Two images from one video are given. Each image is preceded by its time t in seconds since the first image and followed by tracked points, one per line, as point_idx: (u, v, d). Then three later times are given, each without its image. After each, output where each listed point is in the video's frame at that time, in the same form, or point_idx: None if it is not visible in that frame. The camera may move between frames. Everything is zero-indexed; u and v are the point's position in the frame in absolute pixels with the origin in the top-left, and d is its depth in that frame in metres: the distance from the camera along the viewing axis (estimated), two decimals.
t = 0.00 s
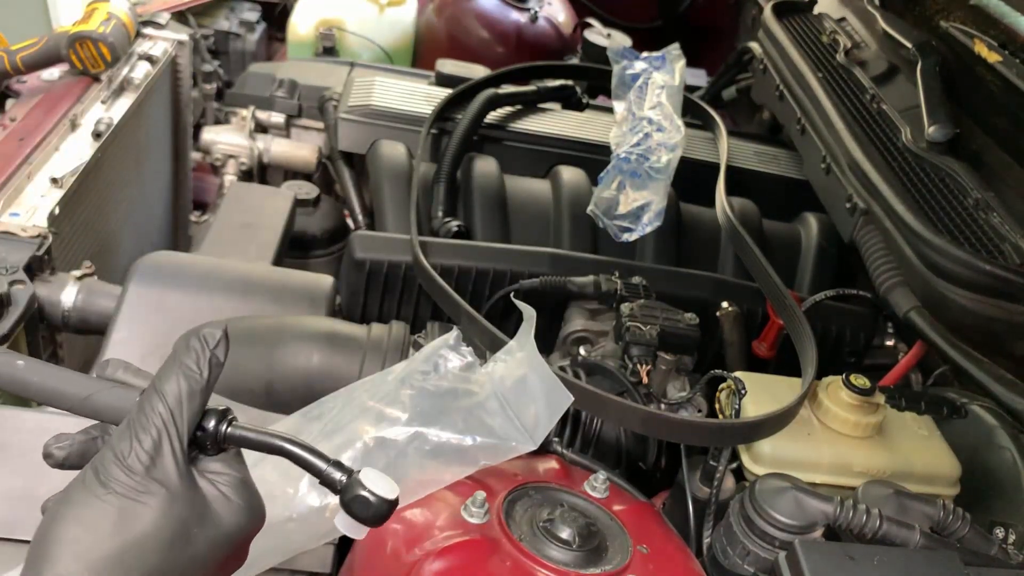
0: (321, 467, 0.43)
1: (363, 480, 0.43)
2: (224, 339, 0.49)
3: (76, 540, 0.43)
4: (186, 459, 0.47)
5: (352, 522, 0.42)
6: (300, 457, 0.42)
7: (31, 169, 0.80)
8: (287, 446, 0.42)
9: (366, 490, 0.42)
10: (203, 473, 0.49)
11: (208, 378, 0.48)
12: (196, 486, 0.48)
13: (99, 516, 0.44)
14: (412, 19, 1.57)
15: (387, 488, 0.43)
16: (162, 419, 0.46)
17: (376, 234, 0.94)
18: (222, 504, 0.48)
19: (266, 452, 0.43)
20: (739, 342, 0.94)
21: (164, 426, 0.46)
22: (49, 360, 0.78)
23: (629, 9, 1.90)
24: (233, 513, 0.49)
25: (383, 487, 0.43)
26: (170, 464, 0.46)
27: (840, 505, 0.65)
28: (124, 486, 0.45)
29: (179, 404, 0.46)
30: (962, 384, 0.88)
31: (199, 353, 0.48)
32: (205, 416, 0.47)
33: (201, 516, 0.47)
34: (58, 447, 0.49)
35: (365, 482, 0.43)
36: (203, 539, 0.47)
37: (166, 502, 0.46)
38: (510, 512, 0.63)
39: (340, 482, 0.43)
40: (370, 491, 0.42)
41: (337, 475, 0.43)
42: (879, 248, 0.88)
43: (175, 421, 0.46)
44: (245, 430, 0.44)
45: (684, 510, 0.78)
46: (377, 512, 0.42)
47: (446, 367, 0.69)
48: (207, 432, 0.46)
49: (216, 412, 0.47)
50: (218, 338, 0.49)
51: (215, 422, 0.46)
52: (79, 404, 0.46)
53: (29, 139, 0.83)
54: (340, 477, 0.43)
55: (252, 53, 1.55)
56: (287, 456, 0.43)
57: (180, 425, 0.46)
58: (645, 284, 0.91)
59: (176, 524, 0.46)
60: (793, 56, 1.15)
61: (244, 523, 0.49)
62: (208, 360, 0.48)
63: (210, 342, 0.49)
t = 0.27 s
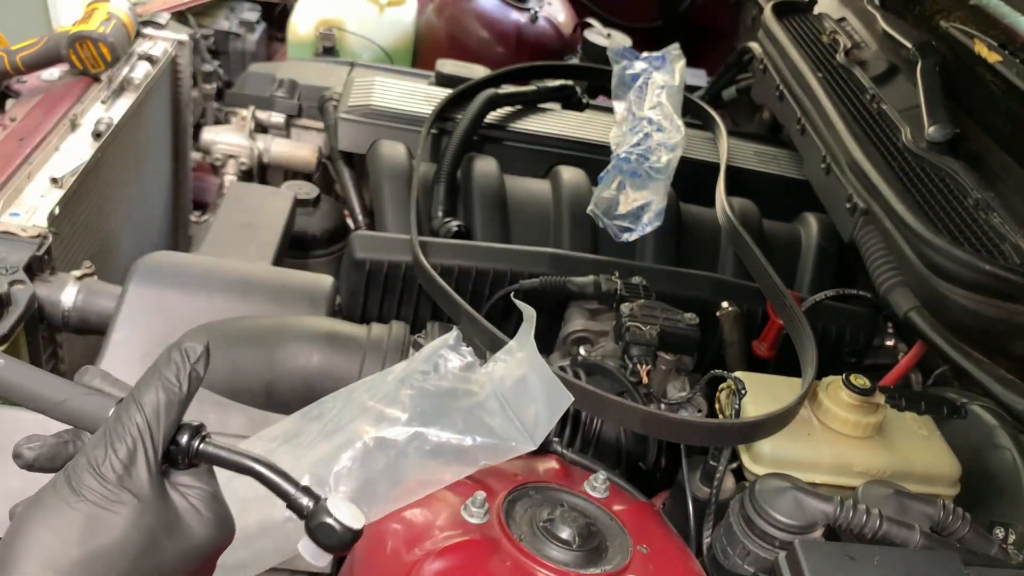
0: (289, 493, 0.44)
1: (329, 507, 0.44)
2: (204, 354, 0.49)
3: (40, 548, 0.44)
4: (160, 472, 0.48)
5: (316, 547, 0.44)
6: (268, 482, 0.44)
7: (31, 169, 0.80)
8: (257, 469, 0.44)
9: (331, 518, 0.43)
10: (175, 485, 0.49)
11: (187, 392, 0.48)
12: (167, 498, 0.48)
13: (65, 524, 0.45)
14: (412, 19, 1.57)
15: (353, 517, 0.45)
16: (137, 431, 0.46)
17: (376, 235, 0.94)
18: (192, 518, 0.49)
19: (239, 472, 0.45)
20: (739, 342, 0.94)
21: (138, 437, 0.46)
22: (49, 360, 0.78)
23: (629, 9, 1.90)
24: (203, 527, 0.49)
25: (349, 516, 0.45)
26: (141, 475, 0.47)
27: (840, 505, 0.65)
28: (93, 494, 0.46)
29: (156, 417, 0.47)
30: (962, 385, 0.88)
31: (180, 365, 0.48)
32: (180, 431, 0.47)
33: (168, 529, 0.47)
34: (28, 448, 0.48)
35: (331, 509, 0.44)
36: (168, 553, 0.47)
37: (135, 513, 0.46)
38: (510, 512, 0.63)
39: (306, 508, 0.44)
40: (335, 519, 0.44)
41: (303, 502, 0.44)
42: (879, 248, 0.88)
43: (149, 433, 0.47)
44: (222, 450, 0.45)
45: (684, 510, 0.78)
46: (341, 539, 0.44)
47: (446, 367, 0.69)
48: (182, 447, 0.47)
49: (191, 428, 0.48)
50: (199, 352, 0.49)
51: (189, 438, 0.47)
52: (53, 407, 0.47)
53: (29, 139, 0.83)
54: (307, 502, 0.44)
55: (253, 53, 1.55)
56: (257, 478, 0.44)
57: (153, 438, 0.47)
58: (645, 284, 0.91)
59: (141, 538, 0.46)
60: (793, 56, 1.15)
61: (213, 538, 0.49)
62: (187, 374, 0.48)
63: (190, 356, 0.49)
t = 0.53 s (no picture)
0: (300, 508, 0.45)
1: (339, 523, 0.44)
2: (220, 371, 0.52)
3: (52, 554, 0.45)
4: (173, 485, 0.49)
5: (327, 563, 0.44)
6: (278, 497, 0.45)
7: (31, 169, 0.80)
8: (267, 484, 0.45)
9: (341, 533, 0.44)
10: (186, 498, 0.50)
11: (202, 407, 0.50)
12: (178, 510, 0.49)
13: (79, 531, 0.46)
14: (412, 19, 1.57)
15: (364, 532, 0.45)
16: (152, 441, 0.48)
17: (376, 234, 0.94)
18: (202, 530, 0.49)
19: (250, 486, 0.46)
20: (739, 342, 0.94)
21: (153, 447, 0.48)
22: (49, 360, 0.78)
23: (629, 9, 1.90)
24: (213, 540, 0.50)
25: (360, 531, 0.45)
26: (155, 485, 0.48)
27: (840, 505, 0.65)
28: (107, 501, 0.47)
29: (172, 428, 0.49)
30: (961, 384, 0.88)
31: (196, 380, 0.51)
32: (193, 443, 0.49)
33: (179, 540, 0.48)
34: (40, 456, 0.49)
35: (341, 524, 0.44)
36: (177, 564, 0.48)
37: (148, 522, 0.47)
38: (510, 512, 0.63)
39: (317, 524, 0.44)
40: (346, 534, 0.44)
41: (314, 517, 0.45)
42: (879, 248, 0.88)
43: (164, 444, 0.48)
44: (232, 462, 0.47)
45: (684, 510, 0.78)
46: (351, 555, 0.44)
47: (446, 367, 0.69)
48: (193, 461, 0.48)
49: (204, 442, 0.49)
50: (215, 369, 0.52)
51: (201, 453, 0.48)
52: (66, 421, 0.49)
53: (29, 139, 0.83)
54: (318, 518, 0.45)
55: (252, 53, 1.55)
56: (268, 493, 0.45)
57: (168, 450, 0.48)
58: (645, 284, 0.91)
59: (153, 547, 0.47)
60: (793, 56, 1.15)
61: (222, 551, 0.50)
62: (203, 390, 0.51)
63: (206, 373, 0.51)
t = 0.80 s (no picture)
0: (290, 504, 0.46)
1: (330, 519, 0.46)
2: (213, 367, 0.53)
3: (50, 547, 0.46)
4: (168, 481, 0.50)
5: (317, 558, 0.46)
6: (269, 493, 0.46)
7: (31, 169, 0.80)
8: (258, 482, 0.46)
9: (331, 530, 0.45)
10: (180, 492, 0.52)
11: (195, 403, 0.52)
12: (173, 505, 0.50)
13: (75, 524, 0.47)
14: (412, 19, 1.57)
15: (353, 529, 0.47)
16: (147, 437, 0.49)
17: (376, 234, 0.94)
18: (197, 526, 0.51)
19: (242, 484, 0.47)
20: (739, 342, 0.94)
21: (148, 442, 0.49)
22: (50, 360, 0.78)
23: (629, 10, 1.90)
24: (206, 534, 0.51)
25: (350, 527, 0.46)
26: (150, 478, 0.49)
27: (840, 505, 0.65)
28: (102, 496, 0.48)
29: (166, 424, 0.50)
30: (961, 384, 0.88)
31: (190, 377, 0.52)
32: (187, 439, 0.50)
33: (173, 536, 0.50)
34: (35, 449, 0.50)
35: (331, 520, 0.46)
36: (171, 558, 0.50)
37: (143, 515, 0.49)
38: (510, 512, 0.63)
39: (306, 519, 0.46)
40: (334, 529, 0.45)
41: (303, 513, 0.46)
42: (879, 248, 0.88)
43: (158, 440, 0.50)
44: (224, 460, 0.48)
45: (684, 510, 0.78)
46: (341, 549, 0.45)
47: (446, 367, 0.69)
48: (186, 458, 0.49)
49: (197, 438, 0.50)
50: (209, 366, 0.53)
51: (194, 450, 0.49)
52: (60, 417, 0.50)
53: (29, 139, 0.83)
54: (308, 514, 0.46)
55: (253, 53, 1.55)
56: (260, 490, 0.46)
57: (161, 445, 0.50)
58: (645, 284, 0.91)
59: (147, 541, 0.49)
60: (793, 56, 1.15)
61: (216, 545, 0.52)
62: (197, 386, 0.52)
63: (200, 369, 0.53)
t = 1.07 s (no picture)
0: (279, 511, 0.46)
1: (315, 525, 0.46)
2: (199, 378, 0.53)
3: (38, 562, 0.47)
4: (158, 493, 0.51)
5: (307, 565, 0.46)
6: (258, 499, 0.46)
7: (31, 169, 0.80)
8: (247, 488, 0.46)
9: (318, 537, 0.45)
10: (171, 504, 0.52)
11: (182, 414, 0.52)
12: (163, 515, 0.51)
13: (63, 538, 0.48)
14: (412, 19, 1.57)
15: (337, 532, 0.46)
16: (134, 449, 0.50)
17: (376, 235, 0.94)
18: (187, 537, 0.51)
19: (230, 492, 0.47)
20: (739, 342, 0.94)
21: (133, 455, 0.50)
22: (50, 360, 0.78)
23: (629, 10, 1.90)
24: (197, 544, 0.52)
25: (335, 531, 0.46)
26: (138, 492, 0.50)
27: (840, 505, 0.65)
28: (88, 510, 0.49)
29: (152, 436, 0.50)
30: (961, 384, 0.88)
31: (175, 389, 0.52)
32: (176, 450, 0.51)
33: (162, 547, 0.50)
34: (35, 466, 0.53)
35: (315, 529, 0.45)
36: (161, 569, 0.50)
37: (132, 526, 0.49)
38: (510, 512, 0.63)
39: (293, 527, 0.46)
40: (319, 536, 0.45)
41: (292, 520, 0.46)
42: (879, 248, 0.88)
43: (145, 452, 0.50)
44: (213, 469, 0.48)
45: (684, 510, 0.78)
46: (327, 556, 0.45)
47: (446, 367, 0.69)
48: (176, 468, 0.50)
49: (185, 449, 0.51)
50: (193, 377, 0.54)
51: (183, 460, 0.50)
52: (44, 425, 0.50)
53: (29, 139, 0.83)
54: (293, 518, 0.46)
55: (253, 53, 1.55)
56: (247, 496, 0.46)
57: (148, 456, 0.50)
58: (645, 284, 0.91)
59: (135, 553, 0.49)
60: (793, 56, 1.15)
61: (207, 555, 0.52)
62: (183, 397, 0.52)
63: (184, 380, 0.53)
